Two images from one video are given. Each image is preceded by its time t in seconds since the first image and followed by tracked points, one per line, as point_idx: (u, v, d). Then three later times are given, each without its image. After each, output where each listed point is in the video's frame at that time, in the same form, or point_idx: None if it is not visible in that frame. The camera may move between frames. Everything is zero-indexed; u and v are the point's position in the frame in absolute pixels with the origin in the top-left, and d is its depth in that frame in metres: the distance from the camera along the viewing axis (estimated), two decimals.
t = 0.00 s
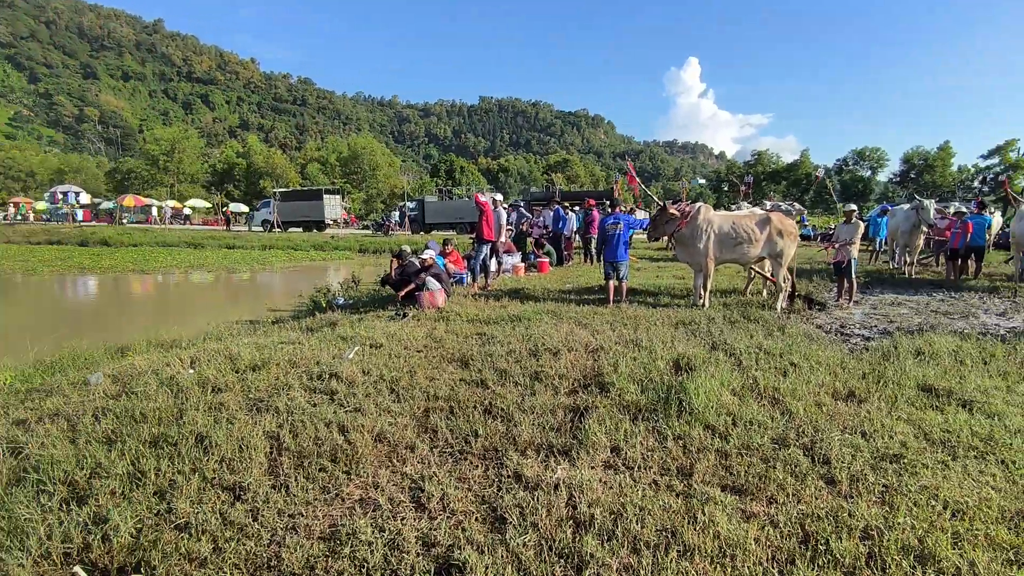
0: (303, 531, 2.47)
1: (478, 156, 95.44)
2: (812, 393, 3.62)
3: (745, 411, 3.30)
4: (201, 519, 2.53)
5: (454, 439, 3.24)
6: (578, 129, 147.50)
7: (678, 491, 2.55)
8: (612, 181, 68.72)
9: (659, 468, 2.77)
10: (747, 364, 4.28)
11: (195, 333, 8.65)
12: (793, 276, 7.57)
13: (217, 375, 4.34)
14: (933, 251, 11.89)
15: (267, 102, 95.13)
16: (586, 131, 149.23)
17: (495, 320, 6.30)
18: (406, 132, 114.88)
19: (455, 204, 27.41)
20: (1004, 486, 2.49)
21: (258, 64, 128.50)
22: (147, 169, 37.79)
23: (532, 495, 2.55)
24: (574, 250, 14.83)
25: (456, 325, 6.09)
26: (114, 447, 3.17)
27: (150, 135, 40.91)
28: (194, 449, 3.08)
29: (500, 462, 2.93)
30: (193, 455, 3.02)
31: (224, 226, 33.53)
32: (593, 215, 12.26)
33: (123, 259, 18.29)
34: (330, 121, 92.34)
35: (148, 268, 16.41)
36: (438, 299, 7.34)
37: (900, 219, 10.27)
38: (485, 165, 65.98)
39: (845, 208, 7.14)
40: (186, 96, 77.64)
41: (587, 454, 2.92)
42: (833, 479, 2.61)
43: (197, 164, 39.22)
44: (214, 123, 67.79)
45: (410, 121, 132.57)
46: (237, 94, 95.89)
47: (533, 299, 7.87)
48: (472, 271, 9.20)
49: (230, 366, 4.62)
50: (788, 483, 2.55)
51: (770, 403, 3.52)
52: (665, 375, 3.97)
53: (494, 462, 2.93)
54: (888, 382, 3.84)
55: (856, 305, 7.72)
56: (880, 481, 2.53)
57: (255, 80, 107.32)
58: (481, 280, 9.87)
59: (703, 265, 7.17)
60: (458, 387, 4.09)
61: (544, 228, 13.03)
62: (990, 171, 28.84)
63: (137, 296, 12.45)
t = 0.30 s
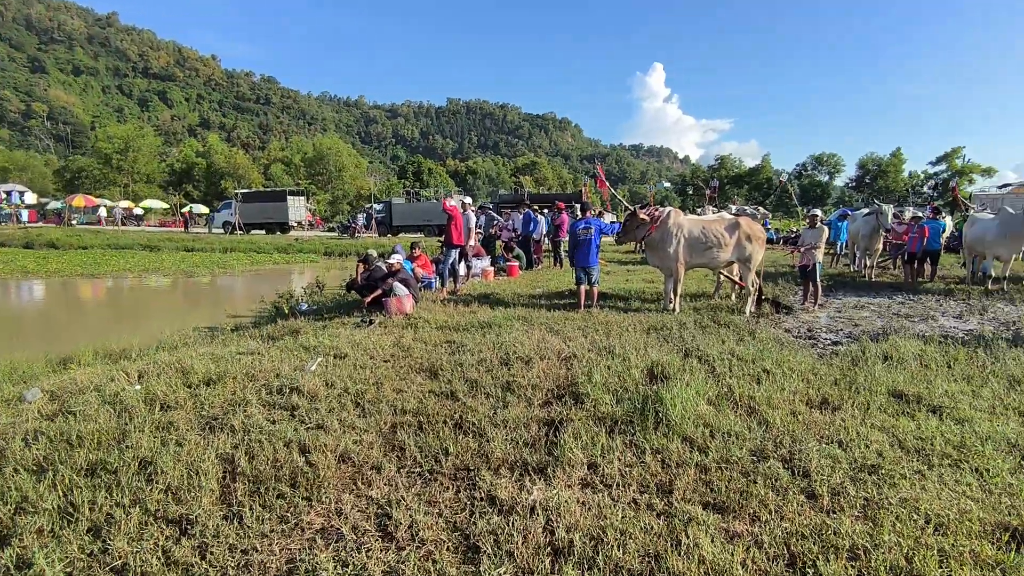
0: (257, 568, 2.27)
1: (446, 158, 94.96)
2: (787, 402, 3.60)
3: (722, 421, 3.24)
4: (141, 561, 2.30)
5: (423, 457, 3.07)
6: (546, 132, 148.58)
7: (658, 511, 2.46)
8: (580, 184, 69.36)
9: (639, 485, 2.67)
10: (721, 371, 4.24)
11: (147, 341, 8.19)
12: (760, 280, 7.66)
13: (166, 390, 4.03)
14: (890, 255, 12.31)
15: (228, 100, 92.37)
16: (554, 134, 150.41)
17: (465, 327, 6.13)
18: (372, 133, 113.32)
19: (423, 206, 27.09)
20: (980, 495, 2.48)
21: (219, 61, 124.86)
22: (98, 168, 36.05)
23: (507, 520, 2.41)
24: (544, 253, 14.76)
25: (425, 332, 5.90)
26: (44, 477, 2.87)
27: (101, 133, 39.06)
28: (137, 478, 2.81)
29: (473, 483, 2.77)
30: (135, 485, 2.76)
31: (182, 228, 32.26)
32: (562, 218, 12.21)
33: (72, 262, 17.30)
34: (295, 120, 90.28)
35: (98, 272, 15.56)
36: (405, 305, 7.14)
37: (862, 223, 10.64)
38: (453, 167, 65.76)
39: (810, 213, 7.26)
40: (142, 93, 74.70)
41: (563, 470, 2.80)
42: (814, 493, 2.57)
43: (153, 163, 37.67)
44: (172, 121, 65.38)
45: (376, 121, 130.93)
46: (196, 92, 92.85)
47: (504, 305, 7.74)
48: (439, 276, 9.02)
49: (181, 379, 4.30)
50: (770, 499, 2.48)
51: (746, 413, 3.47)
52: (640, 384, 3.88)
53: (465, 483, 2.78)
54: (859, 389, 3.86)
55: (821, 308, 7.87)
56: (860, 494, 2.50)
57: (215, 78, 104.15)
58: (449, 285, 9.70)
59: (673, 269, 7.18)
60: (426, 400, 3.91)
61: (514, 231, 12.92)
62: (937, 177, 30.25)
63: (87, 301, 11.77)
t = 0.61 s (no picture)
0: None
1: (420, 161, 94.33)
2: (762, 406, 3.58)
3: (699, 428, 3.19)
4: None
5: (392, 471, 2.92)
6: (521, 136, 149.09)
7: (636, 523, 2.38)
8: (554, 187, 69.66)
9: (616, 496, 2.59)
10: (696, 376, 4.21)
11: (105, 350, 7.81)
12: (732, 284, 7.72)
13: (116, 403, 3.77)
14: (856, 258, 12.62)
15: (195, 100, 90.06)
16: (528, 138, 150.95)
17: (438, 333, 6.00)
18: (345, 135, 111.94)
19: (396, 209, 26.76)
20: (956, 500, 2.48)
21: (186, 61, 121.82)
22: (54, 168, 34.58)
23: (479, 538, 2.30)
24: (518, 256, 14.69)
25: (396, 338, 5.75)
26: None
27: (58, 133, 37.51)
28: (78, 501, 2.61)
29: (443, 498, 2.65)
30: (77, 510, 2.55)
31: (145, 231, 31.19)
32: (536, 222, 12.16)
33: (25, 267, 16.49)
34: (264, 122, 88.50)
35: (54, 277, 14.85)
36: (376, 311, 6.95)
37: (830, 227, 10.90)
38: (427, 170, 65.31)
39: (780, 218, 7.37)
40: (104, 92, 72.21)
41: (538, 482, 2.69)
42: (792, 500, 2.53)
43: (114, 164, 36.34)
44: (135, 121, 63.36)
45: (349, 124, 129.26)
46: (161, 91, 90.13)
47: (478, 310, 7.61)
48: (412, 281, 8.84)
49: (133, 391, 4.01)
50: (749, 509, 2.43)
51: (722, 419, 3.43)
52: (615, 391, 3.81)
53: (436, 498, 2.65)
54: (832, 394, 3.88)
55: (791, 311, 7.98)
56: (838, 501, 2.47)
57: (181, 78, 101.37)
58: (422, 290, 9.54)
59: (647, 273, 7.17)
60: (396, 410, 3.75)
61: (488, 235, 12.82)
62: (897, 184, 31.34)
63: (42, 307, 11.19)
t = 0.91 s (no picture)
0: None
1: (401, 165, 93.72)
2: (747, 415, 3.49)
3: (684, 438, 3.09)
4: None
5: (363, 488, 2.74)
6: (502, 141, 149.28)
7: (620, 543, 2.26)
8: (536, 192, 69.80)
9: (600, 513, 2.46)
10: (680, 382, 4.11)
11: (68, 358, 7.49)
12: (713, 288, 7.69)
13: (66, 419, 3.48)
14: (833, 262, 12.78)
15: (170, 102, 88.23)
16: (510, 143, 151.13)
17: (415, 339, 5.83)
18: (325, 138, 110.78)
19: (375, 213, 26.43)
20: (947, 510, 2.42)
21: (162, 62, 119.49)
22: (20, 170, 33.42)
23: (455, 564, 2.15)
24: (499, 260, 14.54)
25: (372, 345, 5.56)
26: None
27: (24, 134, 36.32)
28: (15, 530, 2.39)
29: (418, 518, 2.48)
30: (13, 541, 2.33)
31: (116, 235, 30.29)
32: (517, 225, 12.05)
33: None
34: (242, 125, 87.07)
35: (19, 282, 14.28)
36: (353, 317, 6.74)
37: (808, 231, 11.04)
38: (408, 173, 64.88)
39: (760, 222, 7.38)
40: (75, 94, 70.35)
41: (518, 499, 2.55)
42: (781, 514, 2.44)
43: (84, 166, 35.29)
44: (107, 123, 61.76)
45: (329, 127, 127.90)
46: (135, 92, 88.10)
47: (458, 315, 7.46)
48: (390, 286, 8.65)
49: (86, 406, 3.69)
50: (738, 525, 2.33)
51: (707, 428, 3.34)
52: (599, 399, 3.69)
53: (408, 518, 2.48)
54: (816, 400, 3.82)
55: (772, 315, 8.00)
56: (829, 515, 2.39)
57: (156, 79, 99.31)
58: (401, 295, 9.35)
59: (628, 277, 7.10)
60: (370, 420, 3.57)
61: (468, 239, 12.68)
62: (870, 189, 32.05)
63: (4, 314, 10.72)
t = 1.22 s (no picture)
0: None
1: (387, 167, 93.23)
2: (735, 427, 3.40)
3: (670, 452, 2.97)
4: None
5: (333, 510, 2.58)
6: (489, 142, 149.30)
7: (604, 572, 2.13)
8: (522, 194, 69.84)
9: (582, 537, 2.33)
10: (666, 393, 4.00)
11: (34, 367, 7.19)
12: (699, 292, 7.63)
13: (17, 439, 3.16)
14: (817, 264, 12.84)
15: (152, 102, 86.81)
16: (497, 144, 151.15)
17: (396, 347, 5.66)
18: (310, 140, 109.79)
19: (360, 216, 26.14)
20: (941, 529, 2.34)
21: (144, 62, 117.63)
22: None
23: None
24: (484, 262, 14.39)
25: (351, 354, 5.39)
26: None
27: None
28: None
29: (390, 545, 2.33)
30: None
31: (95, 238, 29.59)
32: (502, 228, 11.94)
33: None
34: (226, 125, 86.01)
35: None
36: (331, 324, 6.56)
37: (793, 234, 11.07)
38: (394, 175, 64.49)
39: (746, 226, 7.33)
40: (54, 94, 69.00)
41: (498, 522, 2.42)
42: (771, 536, 2.33)
43: (61, 167, 34.48)
44: (86, 123, 60.52)
45: (314, 128, 126.84)
46: (116, 92, 86.53)
47: (441, 321, 7.30)
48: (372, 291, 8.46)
49: (40, 421, 3.41)
50: (727, 549, 2.21)
51: (694, 441, 3.24)
52: (584, 411, 3.56)
53: (380, 545, 2.34)
54: (805, 410, 3.75)
55: (758, 319, 7.97)
56: (821, 535, 2.30)
57: (137, 79, 97.71)
58: (384, 300, 9.19)
59: (614, 282, 7.00)
60: (344, 434, 3.40)
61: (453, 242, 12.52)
62: (852, 192, 32.47)
63: None
